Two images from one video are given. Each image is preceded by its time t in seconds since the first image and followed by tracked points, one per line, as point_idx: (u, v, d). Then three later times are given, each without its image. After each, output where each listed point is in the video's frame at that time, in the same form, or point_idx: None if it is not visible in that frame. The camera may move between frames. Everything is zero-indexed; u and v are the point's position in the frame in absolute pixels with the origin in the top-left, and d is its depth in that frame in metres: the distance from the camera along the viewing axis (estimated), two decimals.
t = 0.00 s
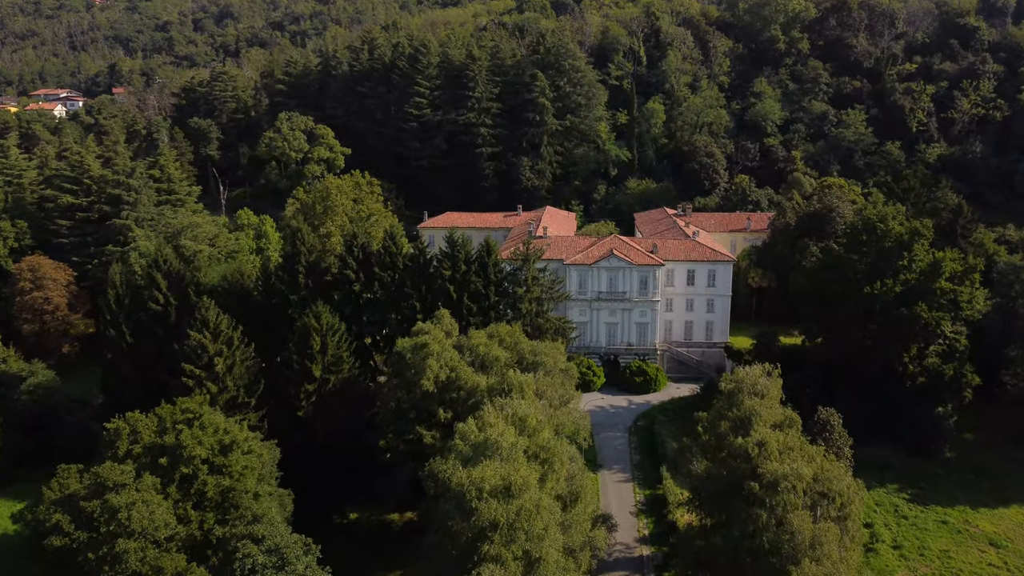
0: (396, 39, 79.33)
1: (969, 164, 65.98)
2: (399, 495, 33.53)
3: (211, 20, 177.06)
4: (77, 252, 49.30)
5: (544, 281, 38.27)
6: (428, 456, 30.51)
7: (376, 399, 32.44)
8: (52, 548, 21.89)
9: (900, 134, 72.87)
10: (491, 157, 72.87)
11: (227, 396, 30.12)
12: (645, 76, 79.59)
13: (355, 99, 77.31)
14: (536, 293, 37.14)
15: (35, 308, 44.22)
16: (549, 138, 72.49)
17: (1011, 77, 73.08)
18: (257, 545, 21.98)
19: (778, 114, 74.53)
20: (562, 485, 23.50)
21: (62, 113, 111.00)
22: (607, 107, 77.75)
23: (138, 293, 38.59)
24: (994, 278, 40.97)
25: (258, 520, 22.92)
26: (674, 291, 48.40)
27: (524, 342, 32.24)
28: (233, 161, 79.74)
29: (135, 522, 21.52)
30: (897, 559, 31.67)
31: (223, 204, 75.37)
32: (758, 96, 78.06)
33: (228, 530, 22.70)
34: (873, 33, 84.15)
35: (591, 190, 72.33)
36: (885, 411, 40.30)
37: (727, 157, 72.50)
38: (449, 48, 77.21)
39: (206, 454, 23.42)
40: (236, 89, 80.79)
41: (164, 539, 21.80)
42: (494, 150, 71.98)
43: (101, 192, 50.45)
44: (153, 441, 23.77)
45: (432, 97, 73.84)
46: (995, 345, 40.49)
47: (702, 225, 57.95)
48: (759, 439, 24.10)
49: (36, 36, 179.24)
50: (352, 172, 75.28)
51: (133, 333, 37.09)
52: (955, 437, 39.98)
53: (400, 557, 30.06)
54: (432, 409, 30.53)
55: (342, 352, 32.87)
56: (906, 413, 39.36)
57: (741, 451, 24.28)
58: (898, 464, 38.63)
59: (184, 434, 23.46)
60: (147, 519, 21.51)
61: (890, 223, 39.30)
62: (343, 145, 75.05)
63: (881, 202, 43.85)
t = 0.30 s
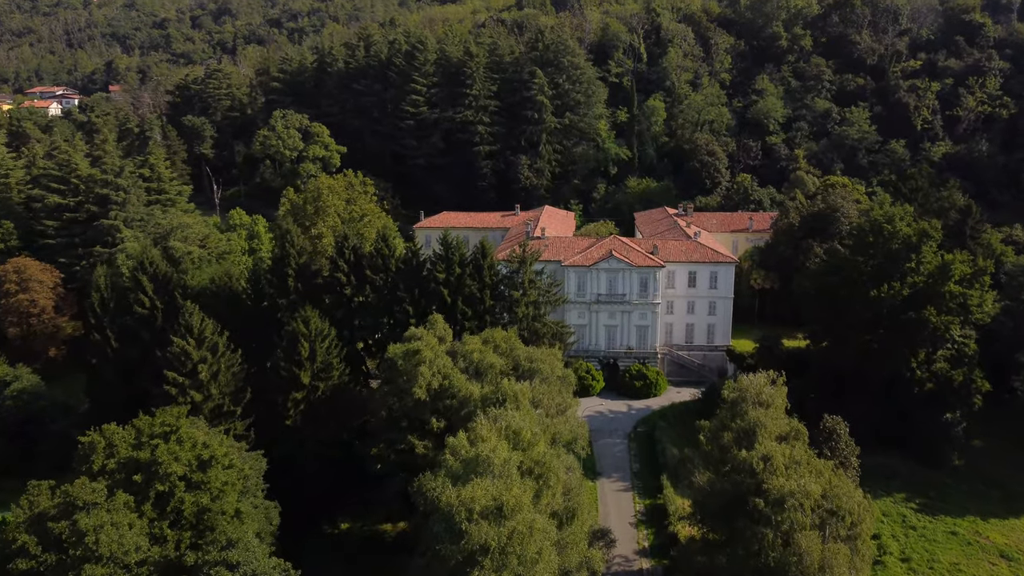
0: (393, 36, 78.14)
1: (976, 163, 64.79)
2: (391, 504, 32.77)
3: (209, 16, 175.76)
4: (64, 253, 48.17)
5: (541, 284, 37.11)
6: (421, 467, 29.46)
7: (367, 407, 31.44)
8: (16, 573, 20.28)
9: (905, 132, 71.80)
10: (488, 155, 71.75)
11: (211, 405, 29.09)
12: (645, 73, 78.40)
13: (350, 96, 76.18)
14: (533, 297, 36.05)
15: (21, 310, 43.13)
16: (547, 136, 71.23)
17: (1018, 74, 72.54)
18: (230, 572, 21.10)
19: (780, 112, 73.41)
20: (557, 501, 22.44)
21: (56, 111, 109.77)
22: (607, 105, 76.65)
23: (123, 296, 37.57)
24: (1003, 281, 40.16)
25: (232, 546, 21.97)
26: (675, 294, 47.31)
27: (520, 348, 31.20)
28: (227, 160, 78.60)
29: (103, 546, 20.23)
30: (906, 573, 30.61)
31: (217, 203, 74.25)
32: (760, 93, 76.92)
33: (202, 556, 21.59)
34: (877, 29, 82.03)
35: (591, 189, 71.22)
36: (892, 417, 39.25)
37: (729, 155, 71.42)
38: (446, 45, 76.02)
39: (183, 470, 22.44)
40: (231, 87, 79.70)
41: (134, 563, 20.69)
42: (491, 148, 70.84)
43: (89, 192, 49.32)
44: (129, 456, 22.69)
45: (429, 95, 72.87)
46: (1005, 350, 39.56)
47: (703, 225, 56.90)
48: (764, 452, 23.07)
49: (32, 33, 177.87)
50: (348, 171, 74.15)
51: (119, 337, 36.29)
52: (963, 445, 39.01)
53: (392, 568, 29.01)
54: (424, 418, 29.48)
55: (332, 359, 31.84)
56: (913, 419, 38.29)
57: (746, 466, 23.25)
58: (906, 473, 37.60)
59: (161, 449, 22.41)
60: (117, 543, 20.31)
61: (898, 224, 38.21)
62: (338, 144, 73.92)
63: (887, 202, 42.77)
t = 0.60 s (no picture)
0: (390, 33, 77.00)
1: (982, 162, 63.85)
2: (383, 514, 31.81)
3: (207, 13, 174.54)
4: (51, 255, 47.07)
5: (538, 288, 36.00)
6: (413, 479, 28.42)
7: (357, 416, 30.40)
8: None
9: (909, 131, 70.66)
10: (486, 154, 70.68)
11: (194, 414, 28.09)
12: (645, 70, 77.26)
13: (346, 94, 75.15)
14: (530, 301, 34.96)
15: (6, 314, 41.99)
16: (546, 134, 70.08)
17: None
18: None
19: (783, 110, 72.25)
20: (552, 519, 21.39)
21: (50, 109, 108.66)
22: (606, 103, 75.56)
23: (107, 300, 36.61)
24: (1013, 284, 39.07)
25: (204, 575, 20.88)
26: (675, 296, 46.24)
27: (515, 355, 30.16)
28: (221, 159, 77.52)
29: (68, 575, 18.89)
30: None
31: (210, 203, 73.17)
32: (762, 91, 75.75)
33: None
34: (881, 26, 81.07)
35: (590, 189, 70.05)
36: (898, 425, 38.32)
37: (731, 154, 70.30)
38: (443, 42, 74.90)
39: (158, 489, 21.44)
40: (225, 84, 78.58)
41: None
42: (489, 147, 69.74)
43: (77, 192, 48.25)
44: (102, 473, 21.71)
45: (425, 92, 71.70)
46: (1015, 356, 38.59)
47: (705, 226, 55.80)
48: (770, 468, 22.02)
49: (28, 31, 176.35)
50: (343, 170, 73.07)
51: (104, 343, 35.39)
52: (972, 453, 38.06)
53: None
54: (416, 428, 28.41)
55: (321, 366, 30.79)
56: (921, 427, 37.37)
57: (750, 482, 22.21)
58: (914, 482, 36.56)
59: (135, 466, 21.43)
60: (83, 569, 19.06)
61: (905, 226, 37.03)
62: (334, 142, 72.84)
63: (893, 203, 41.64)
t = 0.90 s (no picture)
0: (386, 30, 75.83)
1: (989, 162, 62.54)
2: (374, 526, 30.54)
3: (205, 11, 173.32)
4: (37, 257, 46.04)
5: (535, 292, 34.94)
6: (403, 492, 27.32)
7: (347, 426, 29.34)
8: None
9: (914, 129, 69.61)
10: (484, 153, 69.60)
11: (177, 425, 27.09)
12: (646, 68, 76.09)
13: (342, 92, 74.05)
14: (527, 306, 33.87)
15: None
16: (545, 133, 68.90)
17: None
18: None
19: (785, 108, 71.11)
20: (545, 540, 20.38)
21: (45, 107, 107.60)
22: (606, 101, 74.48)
23: (91, 305, 35.71)
24: None
25: None
26: (676, 299, 45.17)
27: (511, 363, 29.12)
28: (216, 157, 76.48)
29: None
30: None
31: (204, 203, 72.14)
32: (764, 88, 74.61)
33: None
34: (884, 22, 79.86)
35: (590, 188, 68.88)
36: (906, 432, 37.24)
37: (732, 153, 69.19)
38: (441, 39, 73.73)
39: (130, 511, 20.45)
40: (220, 82, 77.53)
41: None
42: (487, 146, 68.67)
43: (64, 192, 47.24)
44: (73, 492, 20.82)
45: (422, 90, 70.58)
46: None
47: (706, 226, 54.73)
48: (776, 485, 20.97)
49: (25, 28, 175.04)
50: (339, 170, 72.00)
51: (87, 349, 34.47)
52: (981, 461, 37.02)
53: None
54: (408, 439, 27.35)
55: (309, 374, 29.74)
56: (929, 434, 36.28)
57: (754, 500, 21.17)
58: (922, 491, 35.52)
59: (105, 486, 20.44)
60: None
61: (914, 228, 35.98)
62: (329, 141, 71.77)
63: (901, 204, 40.53)
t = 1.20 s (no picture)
0: (382, 26, 74.63)
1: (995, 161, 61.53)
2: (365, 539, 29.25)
3: (202, 8, 171.96)
4: (23, 259, 44.96)
5: (531, 296, 33.85)
6: (395, 506, 26.22)
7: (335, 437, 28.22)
8: None
9: (919, 128, 68.46)
10: (481, 152, 68.50)
11: (159, 437, 26.06)
12: (646, 65, 74.84)
13: (337, 90, 72.89)
14: (523, 311, 32.78)
15: None
16: (543, 131, 67.71)
17: None
18: None
19: (788, 106, 69.96)
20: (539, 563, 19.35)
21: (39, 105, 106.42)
22: (606, 99, 73.31)
23: (74, 309, 34.60)
24: None
25: None
26: (677, 302, 44.08)
27: (506, 372, 28.03)
28: (210, 156, 75.35)
29: None
30: None
31: (198, 202, 71.06)
32: (766, 86, 73.47)
33: None
34: (888, 19, 78.68)
35: (589, 187, 67.73)
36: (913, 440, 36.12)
37: (734, 151, 68.04)
38: (438, 35, 72.54)
39: (97, 534, 19.93)
40: (214, 80, 76.60)
41: None
42: (484, 144, 67.57)
43: (50, 193, 46.14)
44: (42, 514, 20.45)
45: (419, 88, 69.48)
46: None
47: (707, 226, 53.64)
48: (783, 504, 19.94)
49: (21, 25, 173.75)
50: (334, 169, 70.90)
51: (69, 356, 33.34)
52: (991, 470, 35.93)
53: None
54: (398, 451, 26.27)
55: (297, 382, 28.65)
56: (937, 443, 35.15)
57: (760, 520, 20.15)
58: (931, 501, 34.50)
59: (72, 509, 19.99)
60: None
61: (923, 231, 34.88)
62: (324, 140, 70.67)
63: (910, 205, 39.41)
